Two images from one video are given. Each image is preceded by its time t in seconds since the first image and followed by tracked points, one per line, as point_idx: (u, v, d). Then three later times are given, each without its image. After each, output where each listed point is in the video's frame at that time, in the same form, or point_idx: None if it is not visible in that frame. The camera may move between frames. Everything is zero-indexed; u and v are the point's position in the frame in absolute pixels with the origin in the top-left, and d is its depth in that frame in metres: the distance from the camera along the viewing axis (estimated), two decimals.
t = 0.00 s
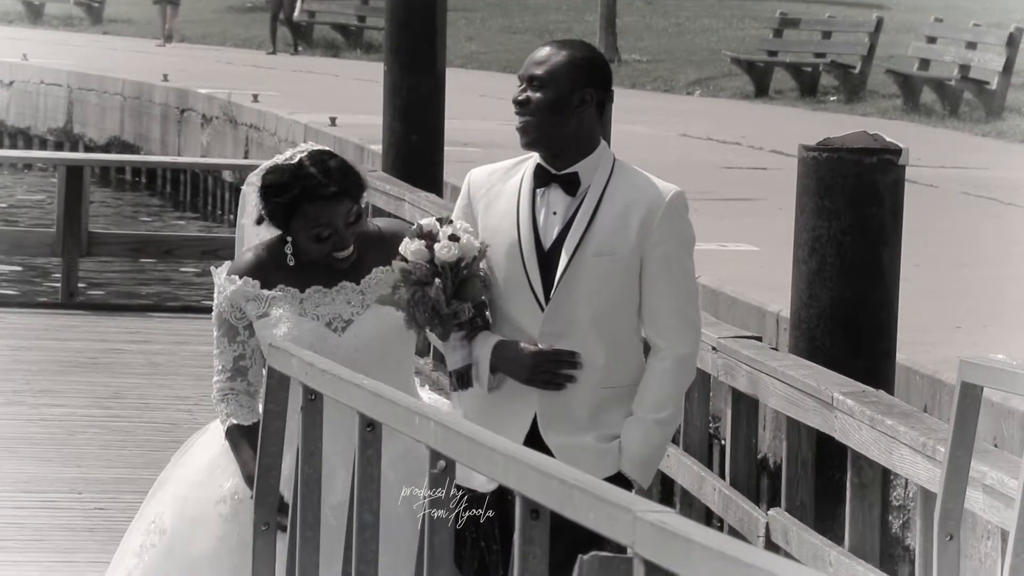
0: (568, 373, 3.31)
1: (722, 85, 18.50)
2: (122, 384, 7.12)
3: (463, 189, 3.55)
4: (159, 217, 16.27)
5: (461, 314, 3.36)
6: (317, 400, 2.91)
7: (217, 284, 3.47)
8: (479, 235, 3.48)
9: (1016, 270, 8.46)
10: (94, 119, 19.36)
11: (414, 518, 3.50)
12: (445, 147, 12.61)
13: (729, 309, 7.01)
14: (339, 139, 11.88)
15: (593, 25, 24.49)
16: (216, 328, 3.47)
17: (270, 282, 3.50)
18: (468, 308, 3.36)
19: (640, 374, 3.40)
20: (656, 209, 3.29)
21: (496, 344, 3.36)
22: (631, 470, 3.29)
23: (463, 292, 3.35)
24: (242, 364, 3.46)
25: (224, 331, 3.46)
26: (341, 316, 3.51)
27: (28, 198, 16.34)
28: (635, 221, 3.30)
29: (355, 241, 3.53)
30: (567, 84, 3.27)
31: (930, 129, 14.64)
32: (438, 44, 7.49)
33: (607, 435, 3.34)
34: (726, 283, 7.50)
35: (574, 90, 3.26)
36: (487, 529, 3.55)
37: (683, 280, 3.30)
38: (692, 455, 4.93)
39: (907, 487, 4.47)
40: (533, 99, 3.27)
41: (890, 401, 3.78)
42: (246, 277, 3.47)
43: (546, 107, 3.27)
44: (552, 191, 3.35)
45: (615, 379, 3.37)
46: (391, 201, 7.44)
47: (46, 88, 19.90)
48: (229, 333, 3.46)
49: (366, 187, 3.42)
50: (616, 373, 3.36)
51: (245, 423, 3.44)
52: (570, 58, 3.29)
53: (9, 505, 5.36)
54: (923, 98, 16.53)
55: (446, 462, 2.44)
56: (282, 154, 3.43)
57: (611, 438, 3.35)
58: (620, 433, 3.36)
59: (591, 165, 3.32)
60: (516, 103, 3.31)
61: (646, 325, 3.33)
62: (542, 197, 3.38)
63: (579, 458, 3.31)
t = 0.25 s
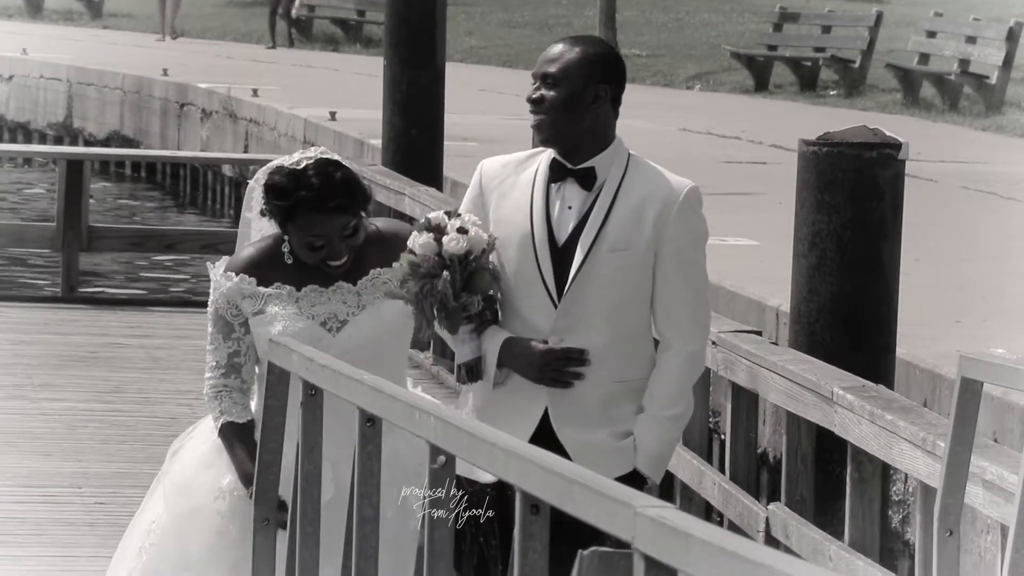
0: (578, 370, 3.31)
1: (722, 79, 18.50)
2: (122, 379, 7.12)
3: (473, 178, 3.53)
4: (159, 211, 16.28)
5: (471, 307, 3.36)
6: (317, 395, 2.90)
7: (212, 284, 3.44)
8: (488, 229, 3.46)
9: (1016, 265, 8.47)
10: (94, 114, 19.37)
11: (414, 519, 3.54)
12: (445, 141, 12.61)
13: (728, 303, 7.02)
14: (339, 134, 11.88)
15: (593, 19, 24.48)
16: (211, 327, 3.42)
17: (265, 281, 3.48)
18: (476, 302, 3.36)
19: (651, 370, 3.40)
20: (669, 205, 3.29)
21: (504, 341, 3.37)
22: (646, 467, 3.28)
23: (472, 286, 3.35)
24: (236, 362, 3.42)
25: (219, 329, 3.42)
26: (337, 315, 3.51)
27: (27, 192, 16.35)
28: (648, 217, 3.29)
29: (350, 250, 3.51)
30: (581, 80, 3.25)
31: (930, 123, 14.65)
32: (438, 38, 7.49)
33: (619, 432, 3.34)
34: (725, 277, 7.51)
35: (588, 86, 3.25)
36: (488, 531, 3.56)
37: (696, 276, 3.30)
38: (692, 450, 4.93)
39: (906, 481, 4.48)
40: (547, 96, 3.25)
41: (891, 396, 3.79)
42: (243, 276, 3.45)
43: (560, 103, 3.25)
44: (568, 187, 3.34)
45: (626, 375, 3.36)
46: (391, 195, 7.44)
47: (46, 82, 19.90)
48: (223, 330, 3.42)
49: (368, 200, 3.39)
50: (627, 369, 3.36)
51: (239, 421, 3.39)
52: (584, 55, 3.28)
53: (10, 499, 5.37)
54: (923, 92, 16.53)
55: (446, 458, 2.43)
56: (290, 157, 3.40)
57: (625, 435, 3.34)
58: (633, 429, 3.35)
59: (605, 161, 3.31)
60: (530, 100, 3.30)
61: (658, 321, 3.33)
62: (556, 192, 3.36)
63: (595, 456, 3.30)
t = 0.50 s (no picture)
0: (585, 363, 3.29)
1: (722, 73, 18.49)
2: (122, 373, 7.12)
3: (483, 166, 3.50)
4: (159, 206, 16.28)
5: (480, 289, 3.34)
6: (317, 390, 2.90)
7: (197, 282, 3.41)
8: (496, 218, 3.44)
9: (1015, 258, 8.47)
10: (94, 108, 19.37)
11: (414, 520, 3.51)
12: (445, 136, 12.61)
13: (728, 297, 7.02)
14: (339, 128, 11.88)
15: (593, 13, 24.46)
16: (197, 328, 3.41)
17: (259, 282, 3.47)
18: (485, 285, 3.35)
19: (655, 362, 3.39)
20: (678, 198, 3.27)
21: (511, 329, 3.34)
22: (652, 461, 3.29)
23: (483, 267, 3.35)
24: (225, 364, 3.42)
25: (206, 331, 3.41)
26: (328, 315, 3.50)
27: (27, 186, 16.35)
28: (657, 210, 3.28)
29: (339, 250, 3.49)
30: (599, 75, 3.25)
31: (930, 117, 14.65)
32: (438, 32, 7.49)
33: (627, 427, 3.34)
34: (725, 271, 7.51)
35: (606, 82, 3.24)
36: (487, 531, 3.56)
37: (703, 270, 3.29)
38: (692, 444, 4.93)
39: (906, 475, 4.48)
40: (564, 90, 3.25)
41: (889, 390, 3.79)
42: (234, 276, 3.42)
43: (577, 98, 3.24)
44: (580, 180, 3.32)
45: (632, 368, 3.35)
46: (390, 189, 7.44)
47: (46, 76, 19.91)
48: (208, 330, 3.41)
49: (361, 202, 3.38)
50: (633, 361, 3.35)
51: (228, 426, 3.41)
52: (602, 50, 3.27)
53: (10, 493, 5.37)
54: (923, 86, 16.52)
55: (446, 453, 2.42)
56: (285, 155, 3.39)
57: (632, 429, 3.34)
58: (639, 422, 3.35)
59: (620, 154, 3.30)
60: (546, 93, 3.28)
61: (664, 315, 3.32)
62: (568, 184, 3.33)
63: (603, 453, 3.29)
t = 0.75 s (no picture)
0: (593, 362, 3.28)
1: (722, 67, 18.49)
2: (122, 366, 7.13)
3: (488, 160, 3.46)
4: (158, 199, 16.27)
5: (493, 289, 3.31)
6: (316, 384, 2.90)
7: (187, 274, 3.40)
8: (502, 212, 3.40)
9: (1014, 252, 8.47)
10: (94, 102, 19.37)
11: (410, 520, 3.44)
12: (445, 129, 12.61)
13: (728, 290, 7.02)
14: (339, 121, 11.87)
15: (593, 7, 24.45)
16: (184, 318, 3.40)
17: (253, 271, 3.46)
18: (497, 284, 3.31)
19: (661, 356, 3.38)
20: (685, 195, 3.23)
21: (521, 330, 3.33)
22: (657, 460, 3.31)
23: (494, 267, 3.30)
24: (213, 355, 3.41)
25: (194, 322, 3.39)
26: (319, 308, 3.48)
27: (27, 180, 16.35)
28: (664, 207, 3.24)
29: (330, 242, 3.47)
30: (606, 71, 3.23)
31: (930, 110, 14.65)
32: (437, 26, 7.50)
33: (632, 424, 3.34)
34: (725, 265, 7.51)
35: (613, 78, 3.22)
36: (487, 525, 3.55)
37: (710, 267, 3.26)
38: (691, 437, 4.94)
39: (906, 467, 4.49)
40: (570, 87, 3.23)
41: (889, 381, 3.80)
42: (226, 268, 3.41)
43: (582, 94, 3.22)
44: (587, 178, 3.28)
45: (639, 364, 3.34)
46: (390, 182, 7.44)
47: (46, 69, 19.91)
48: (197, 323, 3.39)
49: (353, 194, 3.36)
50: (639, 358, 3.33)
51: (214, 417, 3.38)
52: (610, 46, 3.25)
53: (10, 486, 5.37)
54: (923, 80, 16.52)
55: (445, 447, 2.41)
56: (276, 147, 3.38)
57: (637, 426, 3.34)
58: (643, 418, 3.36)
59: (626, 150, 3.26)
60: (552, 89, 3.26)
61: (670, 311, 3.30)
62: (575, 181, 3.30)
63: (609, 453, 3.29)
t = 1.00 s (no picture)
0: (604, 361, 3.24)
1: (722, 62, 18.50)
2: (122, 361, 7.13)
3: (488, 164, 3.41)
4: (159, 194, 16.28)
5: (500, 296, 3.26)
6: (315, 379, 2.90)
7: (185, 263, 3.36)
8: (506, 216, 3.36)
9: (1015, 247, 8.47)
10: (94, 96, 19.37)
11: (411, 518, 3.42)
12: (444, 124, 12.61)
13: (728, 286, 7.02)
14: (339, 116, 11.87)
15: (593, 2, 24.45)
16: (180, 308, 3.37)
17: (251, 266, 3.41)
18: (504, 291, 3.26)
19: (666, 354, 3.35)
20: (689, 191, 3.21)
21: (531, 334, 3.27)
22: (665, 459, 3.28)
23: (501, 274, 3.25)
24: (205, 347, 3.37)
25: (189, 313, 3.36)
26: (318, 306, 3.43)
27: (27, 175, 16.35)
28: (669, 204, 3.21)
29: (330, 238, 3.42)
30: (599, 68, 3.20)
31: (930, 105, 14.65)
32: (437, 20, 7.50)
33: (639, 425, 3.30)
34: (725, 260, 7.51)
35: (605, 76, 3.19)
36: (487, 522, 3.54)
37: (714, 263, 3.24)
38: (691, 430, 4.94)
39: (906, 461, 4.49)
40: (563, 86, 3.21)
41: (888, 375, 3.80)
42: (223, 261, 3.37)
43: (576, 93, 3.20)
44: (587, 176, 3.25)
45: (645, 362, 3.30)
46: (390, 177, 7.43)
47: (46, 64, 19.92)
48: (193, 315, 3.36)
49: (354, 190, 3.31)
50: (646, 357, 3.30)
51: (206, 405, 3.34)
52: (601, 44, 3.23)
53: (10, 481, 5.38)
54: (923, 74, 16.51)
55: (444, 441, 2.41)
56: (278, 141, 3.34)
57: (644, 426, 3.31)
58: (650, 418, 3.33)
59: (626, 148, 3.23)
60: (545, 90, 3.24)
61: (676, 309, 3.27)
62: (577, 180, 3.26)
63: (618, 455, 3.26)
